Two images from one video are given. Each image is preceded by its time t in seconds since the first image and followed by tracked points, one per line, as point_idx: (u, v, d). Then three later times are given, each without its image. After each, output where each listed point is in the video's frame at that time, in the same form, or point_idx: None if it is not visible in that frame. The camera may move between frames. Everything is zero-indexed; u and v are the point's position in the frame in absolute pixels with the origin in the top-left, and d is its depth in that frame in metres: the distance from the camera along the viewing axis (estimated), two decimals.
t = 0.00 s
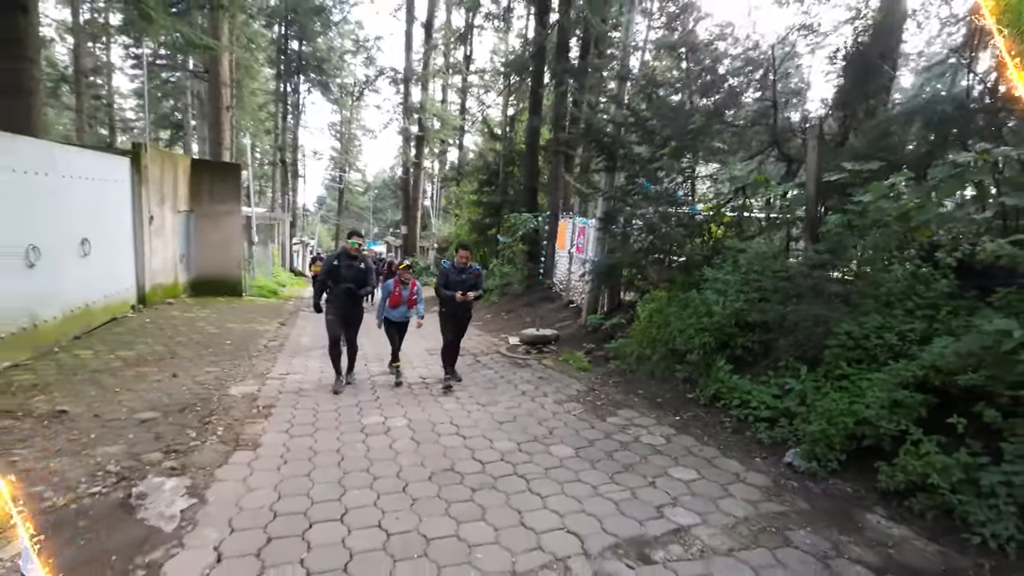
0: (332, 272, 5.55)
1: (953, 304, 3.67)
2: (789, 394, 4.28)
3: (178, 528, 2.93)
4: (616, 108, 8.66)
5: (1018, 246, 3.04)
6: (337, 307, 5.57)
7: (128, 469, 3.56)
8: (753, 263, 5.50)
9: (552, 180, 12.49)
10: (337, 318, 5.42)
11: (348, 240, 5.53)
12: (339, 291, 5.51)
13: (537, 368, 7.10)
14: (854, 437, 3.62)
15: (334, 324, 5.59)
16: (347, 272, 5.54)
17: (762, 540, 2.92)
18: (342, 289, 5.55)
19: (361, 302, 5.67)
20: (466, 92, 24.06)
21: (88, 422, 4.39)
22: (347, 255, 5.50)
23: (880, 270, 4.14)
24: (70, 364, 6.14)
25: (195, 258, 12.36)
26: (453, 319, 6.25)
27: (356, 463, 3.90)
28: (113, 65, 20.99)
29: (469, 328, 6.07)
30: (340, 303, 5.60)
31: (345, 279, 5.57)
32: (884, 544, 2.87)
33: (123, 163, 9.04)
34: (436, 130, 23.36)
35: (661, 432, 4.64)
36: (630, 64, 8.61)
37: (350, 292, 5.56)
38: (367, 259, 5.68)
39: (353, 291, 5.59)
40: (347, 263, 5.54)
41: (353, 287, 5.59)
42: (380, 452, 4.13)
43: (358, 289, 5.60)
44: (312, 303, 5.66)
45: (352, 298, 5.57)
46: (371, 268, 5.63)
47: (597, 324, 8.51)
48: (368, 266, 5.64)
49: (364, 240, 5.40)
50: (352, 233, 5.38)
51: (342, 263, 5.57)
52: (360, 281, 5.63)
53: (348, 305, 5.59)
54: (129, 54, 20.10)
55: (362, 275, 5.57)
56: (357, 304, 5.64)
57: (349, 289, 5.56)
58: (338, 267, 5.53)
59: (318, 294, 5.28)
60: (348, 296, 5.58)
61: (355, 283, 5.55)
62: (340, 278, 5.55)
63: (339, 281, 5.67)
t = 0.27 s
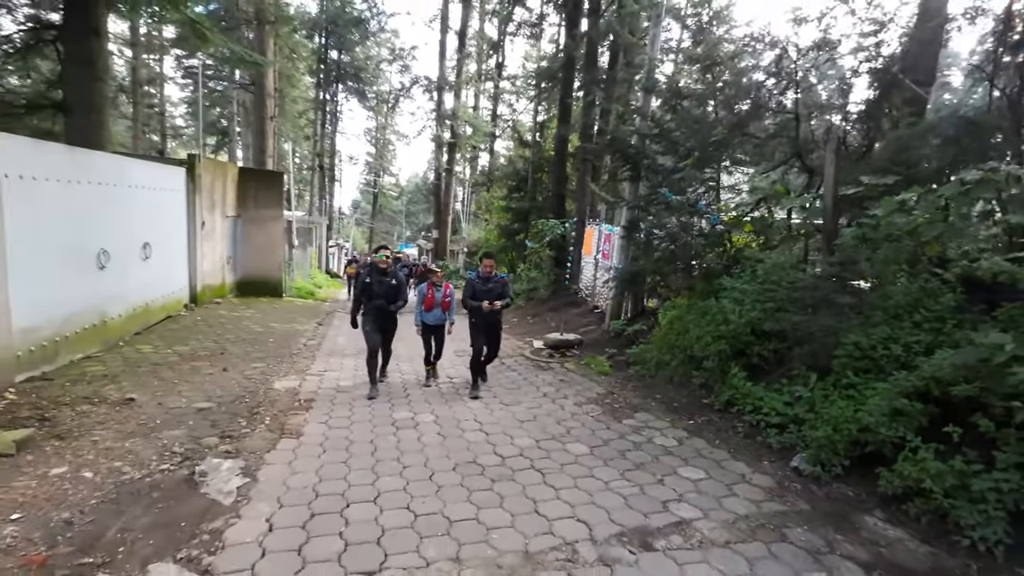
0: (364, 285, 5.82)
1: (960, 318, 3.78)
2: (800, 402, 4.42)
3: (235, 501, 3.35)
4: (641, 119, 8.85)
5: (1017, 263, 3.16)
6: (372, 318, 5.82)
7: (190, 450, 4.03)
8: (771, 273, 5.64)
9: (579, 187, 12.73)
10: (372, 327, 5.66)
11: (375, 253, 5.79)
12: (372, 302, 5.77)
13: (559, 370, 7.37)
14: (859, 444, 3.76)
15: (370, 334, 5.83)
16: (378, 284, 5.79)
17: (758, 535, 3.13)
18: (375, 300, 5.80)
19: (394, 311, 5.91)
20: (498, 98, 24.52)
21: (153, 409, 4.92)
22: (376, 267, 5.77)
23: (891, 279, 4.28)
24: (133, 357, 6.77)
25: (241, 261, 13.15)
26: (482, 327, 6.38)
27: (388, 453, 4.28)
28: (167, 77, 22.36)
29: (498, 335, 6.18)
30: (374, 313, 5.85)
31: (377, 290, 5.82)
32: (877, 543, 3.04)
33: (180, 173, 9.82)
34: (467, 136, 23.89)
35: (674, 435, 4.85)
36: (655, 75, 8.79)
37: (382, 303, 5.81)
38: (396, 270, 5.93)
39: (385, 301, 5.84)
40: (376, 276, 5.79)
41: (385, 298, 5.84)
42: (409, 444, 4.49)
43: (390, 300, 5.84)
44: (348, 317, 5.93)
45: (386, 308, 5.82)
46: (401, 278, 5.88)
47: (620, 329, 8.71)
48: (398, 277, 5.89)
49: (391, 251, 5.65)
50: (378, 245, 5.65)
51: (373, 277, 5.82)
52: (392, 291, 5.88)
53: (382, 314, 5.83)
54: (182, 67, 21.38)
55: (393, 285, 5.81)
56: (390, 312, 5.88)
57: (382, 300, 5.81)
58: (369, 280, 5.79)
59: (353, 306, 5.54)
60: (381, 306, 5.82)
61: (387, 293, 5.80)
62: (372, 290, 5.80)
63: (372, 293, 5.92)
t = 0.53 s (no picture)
0: (396, 277, 6.02)
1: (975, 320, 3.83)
2: (813, 401, 4.52)
3: (280, 470, 3.74)
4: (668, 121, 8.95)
5: None
6: (404, 308, 5.98)
7: (240, 427, 4.47)
8: (792, 275, 5.71)
9: (608, 188, 12.86)
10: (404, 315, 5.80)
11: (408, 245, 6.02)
12: (404, 291, 5.95)
13: (582, 367, 7.59)
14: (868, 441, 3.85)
15: (401, 324, 5.98)
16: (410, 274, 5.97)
17: (760, 521, 3.30)
18: (407, 290, 5.98)
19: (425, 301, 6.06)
20: (531, 100, 24.77)
21: (207, 390, 5.42)
22: (408, 258, 5.98)
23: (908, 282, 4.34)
24: (188, 345, 7.39)
25: (284, 257, 13.88)
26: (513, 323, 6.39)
27: (416, 436, 4.62)
28: (218, 84, 23.63)
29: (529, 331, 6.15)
30: (406, 304, 6.01)
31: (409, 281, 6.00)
32: (876, 533, 3.16)
33: (231, 176, 10.51)
34: (500, 137, 24.25)
35: (689, 429, 5.01)
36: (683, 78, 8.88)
37: (414, 292, 5.97)
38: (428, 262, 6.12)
39: (417, 291, 6.00)
40: (408, 266, 5.99)
41: (417, 288, 6.01)
42: (436, 429, 4.83)
43: (421, 289, 6.00)
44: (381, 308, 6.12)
45: (417, 298, 5.97)
46: (432, 269, 6.05)
47: (644, 329, 8.87)
48: (429, 268, 6.06)
49: (422, 243, 5.84)
50: (410, 235, 5.90)
51: (405, 267, 6.02)
52: (423, 282, 6.05)
53: (414, 304, 5.98)
54: (231, 73, 22.55)
55: (424, 276, 5.99)
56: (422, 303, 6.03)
57: (414, 290, 5.97)
58: (401, 270, 5.98)
59: (385, 293, 5.73)
60: (412, 296, 5.98)
61: (418, 283, 5.97)
62: (404, 280, 5.99)
63: (404, 285, 6.10)
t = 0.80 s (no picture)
0: (418, 276, 6.07)
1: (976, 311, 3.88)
2: (817, 390, 4.62)
3: (309, 442, 4.12)
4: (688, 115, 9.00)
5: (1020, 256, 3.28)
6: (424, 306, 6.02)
7: (274, 405, 4.89)
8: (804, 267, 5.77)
9: (631, 182, 12.92)
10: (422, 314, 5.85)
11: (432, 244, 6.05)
12: (424, 291, 5.99)
13: (599, 358, 7.79)
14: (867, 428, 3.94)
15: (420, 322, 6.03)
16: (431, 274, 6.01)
17: (752, 498, 3.48)
18: (427, 289, 6.02)
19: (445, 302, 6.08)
20: (558, 94, 24.82)
21: (246, 373, 5.90)
22: (431, 258, 6.02)
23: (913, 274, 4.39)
24: (229, 332, 7.94)
25: (317, 252, 14.51)
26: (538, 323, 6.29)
27: (433, 417, 4.94)
28: (255, 84, 24.58)
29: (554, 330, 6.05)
30: (426, 303, 6.06)
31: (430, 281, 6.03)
32: (864, 512, 3.30)
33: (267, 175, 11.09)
34: (527, 132, 24.39)
35: (695, 416, 5.18)
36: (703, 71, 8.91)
37: (434, 292, 6.01)
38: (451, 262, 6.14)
39: (437, 291, 6.02)
40: (431, 266, 6.02)
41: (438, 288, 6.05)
42: (453, 412, 5.15)
43: (442, 288, 6.03)
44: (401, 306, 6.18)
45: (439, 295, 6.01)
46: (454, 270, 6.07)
47: (662, 321, 8.98)
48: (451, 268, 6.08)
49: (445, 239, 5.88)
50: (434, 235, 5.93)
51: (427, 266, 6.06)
52: (444, 281, 6.07)
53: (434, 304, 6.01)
54: (268, 74, 23.42)
55: (445, 277, 6.02)
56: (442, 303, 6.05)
57: (434, 290, 6.01)
58: (423, 270, 6.03)
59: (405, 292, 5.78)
60: (432, 296, 6.02)
61: (439, 282, 6.00)
62: (425, 279, 6.03)
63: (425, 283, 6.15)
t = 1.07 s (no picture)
0: (434, 256, 6.16)
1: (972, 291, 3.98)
2: (818, 369, 4.77)
3: (335, 415, 4.48)
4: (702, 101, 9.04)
5: (1009, 236, 3.39)
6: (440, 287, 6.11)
7: (303, 382, 5.27)
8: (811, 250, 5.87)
9: (648, 168, 12.96)
10: (438, 294, 5.93)
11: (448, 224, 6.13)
12: (440, 271, 6.06)
13: (611, 341, 8.01)
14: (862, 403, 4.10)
15: (436, 303, 6.13)
16: (446, 254, 6.08)
17: (745, 467, 3.71)
18: (443, 270, 6.09)
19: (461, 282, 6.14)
20: (577, 80, 24.68)
21: (277, 354, 6.31)
22: (447, 238, 6.09)
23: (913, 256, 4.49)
24: (259, 317, 8.41)
25: (340, 240, 14.99)
26: (556, 303, 6.23)
27: (449, 394, 5.27)
28: (278, 76, 25.09)
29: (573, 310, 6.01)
30: (441, 284, 6.13)
31: (445, 261, 6.11)
32: (852, 480, 3.49)
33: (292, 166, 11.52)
34: (545, 118, 24.37)
35: (701, 394, 5.38)
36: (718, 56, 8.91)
37: (449, 272, 6.08)
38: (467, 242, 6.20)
39: (452, 271, 6.09)
40: (446, 246, 6.09)
41: (453, 268, 6.11)
42: (468, 389, 5.46)
43: (457, 268, 6.09)
44: (417, 287, 6.29)
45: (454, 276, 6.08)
46: (469, 250, 6.13)
47: (676, 306, 9.13)
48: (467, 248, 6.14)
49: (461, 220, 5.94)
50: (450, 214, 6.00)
51: (443, 246, 6.14)
52: (460, 262, 6.14)
53: (449, 284, 6.07)
54: (290, 66, 23.91)
55: (460, 257, 6.08)
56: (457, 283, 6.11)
57: (449, 270, 6.08)
58: (439, 250, 6.11)
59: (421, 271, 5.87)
60: (448, 276, 6.09)
61: (454, 263, 6.07)
62: (440, 259, 6.10)
63: (441, 264, 6.24)
